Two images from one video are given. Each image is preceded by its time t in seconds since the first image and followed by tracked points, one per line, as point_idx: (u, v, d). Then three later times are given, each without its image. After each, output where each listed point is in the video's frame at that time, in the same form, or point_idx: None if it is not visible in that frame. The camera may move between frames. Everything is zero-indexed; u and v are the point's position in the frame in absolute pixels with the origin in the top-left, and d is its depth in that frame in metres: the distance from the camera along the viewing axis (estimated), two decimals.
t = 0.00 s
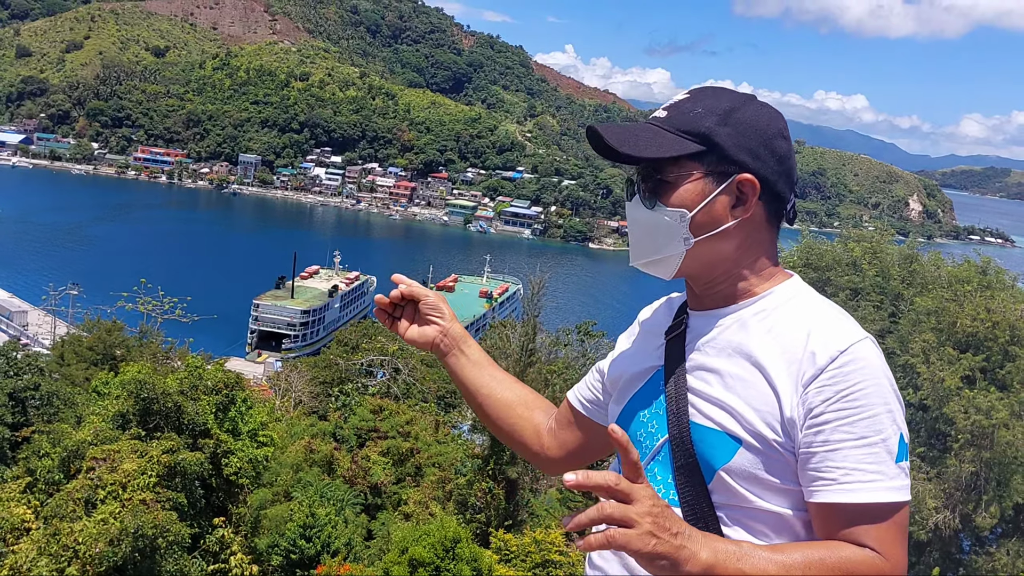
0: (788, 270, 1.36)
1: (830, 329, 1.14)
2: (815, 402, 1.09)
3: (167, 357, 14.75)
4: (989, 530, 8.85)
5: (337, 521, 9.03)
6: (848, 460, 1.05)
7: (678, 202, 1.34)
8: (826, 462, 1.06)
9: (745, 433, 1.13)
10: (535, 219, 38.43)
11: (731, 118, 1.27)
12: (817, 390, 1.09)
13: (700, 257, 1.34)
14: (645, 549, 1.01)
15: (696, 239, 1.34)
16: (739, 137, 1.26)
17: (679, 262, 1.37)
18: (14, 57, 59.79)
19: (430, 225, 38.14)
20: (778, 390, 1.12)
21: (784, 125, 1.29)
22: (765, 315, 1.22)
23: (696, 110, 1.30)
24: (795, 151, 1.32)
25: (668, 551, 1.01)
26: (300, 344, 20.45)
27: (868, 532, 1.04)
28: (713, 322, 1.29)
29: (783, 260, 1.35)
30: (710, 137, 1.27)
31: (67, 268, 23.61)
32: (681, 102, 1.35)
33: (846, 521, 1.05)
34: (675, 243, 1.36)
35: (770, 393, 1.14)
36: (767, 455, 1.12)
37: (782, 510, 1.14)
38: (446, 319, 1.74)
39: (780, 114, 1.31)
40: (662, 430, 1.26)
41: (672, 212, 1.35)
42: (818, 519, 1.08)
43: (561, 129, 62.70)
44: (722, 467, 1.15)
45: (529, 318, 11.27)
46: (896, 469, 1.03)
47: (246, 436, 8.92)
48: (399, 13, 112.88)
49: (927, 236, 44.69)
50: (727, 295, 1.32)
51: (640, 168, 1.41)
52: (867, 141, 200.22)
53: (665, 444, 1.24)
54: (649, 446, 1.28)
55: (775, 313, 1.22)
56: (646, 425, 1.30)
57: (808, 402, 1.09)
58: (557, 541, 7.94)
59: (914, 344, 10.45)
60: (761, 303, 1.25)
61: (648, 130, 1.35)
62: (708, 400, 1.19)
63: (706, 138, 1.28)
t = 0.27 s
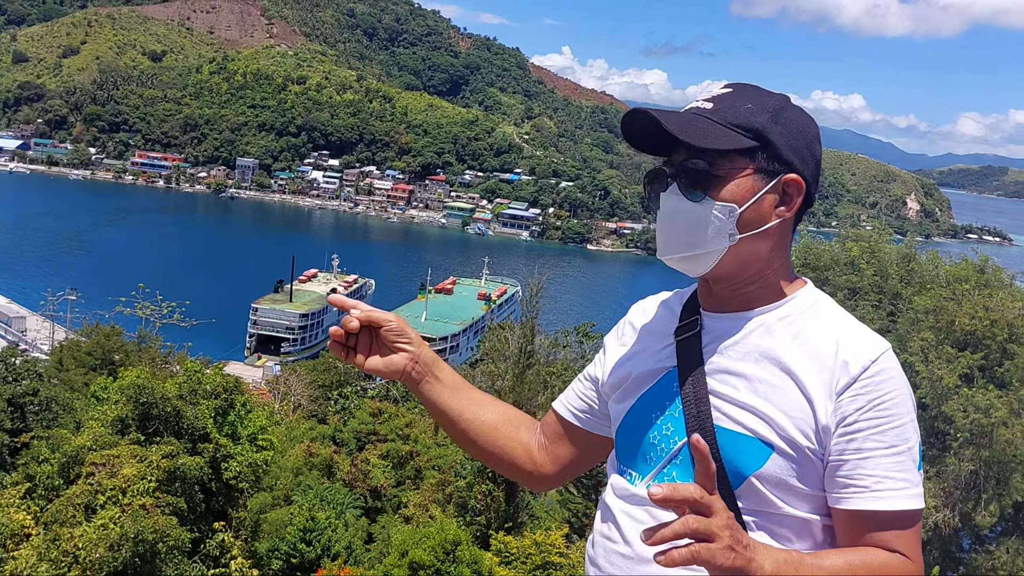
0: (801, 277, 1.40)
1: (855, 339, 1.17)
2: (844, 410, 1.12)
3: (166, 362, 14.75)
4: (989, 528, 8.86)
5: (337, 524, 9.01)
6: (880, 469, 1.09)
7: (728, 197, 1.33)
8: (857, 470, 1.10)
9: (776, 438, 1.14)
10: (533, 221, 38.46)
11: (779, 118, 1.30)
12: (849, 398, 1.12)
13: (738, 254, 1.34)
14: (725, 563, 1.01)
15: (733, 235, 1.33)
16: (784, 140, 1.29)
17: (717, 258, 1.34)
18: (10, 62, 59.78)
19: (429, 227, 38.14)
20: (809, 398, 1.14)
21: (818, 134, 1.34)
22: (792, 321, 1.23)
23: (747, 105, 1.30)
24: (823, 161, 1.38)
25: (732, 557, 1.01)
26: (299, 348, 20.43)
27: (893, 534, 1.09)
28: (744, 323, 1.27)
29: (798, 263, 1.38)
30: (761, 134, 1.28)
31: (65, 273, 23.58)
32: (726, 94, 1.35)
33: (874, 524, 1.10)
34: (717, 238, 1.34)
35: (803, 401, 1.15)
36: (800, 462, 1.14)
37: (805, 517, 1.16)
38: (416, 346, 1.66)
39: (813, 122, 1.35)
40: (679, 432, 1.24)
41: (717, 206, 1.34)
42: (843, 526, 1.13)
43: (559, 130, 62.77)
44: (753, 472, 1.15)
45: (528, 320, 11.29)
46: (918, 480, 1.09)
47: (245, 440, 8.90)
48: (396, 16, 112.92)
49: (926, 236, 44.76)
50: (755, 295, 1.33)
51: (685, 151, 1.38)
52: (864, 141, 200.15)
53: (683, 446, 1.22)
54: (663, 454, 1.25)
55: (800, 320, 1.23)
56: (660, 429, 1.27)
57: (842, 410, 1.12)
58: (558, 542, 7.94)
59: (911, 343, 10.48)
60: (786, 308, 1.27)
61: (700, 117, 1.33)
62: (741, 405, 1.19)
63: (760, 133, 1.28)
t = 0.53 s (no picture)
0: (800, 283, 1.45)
1: (858, 347, 1.20)
2: (847, 416, 1.15)
3: (161, 364, 14.70)
4: (984, 529, 8.89)
5: (332, 527, 8.97)
6: (880, 474, 1.12)
7: (797, 203, 1.37)
8: (859, 475, 1.12)
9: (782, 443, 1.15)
10: (528, 223, 38.47)
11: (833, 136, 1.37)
12: (853, 404, 1.15)
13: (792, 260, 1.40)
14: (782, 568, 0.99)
15: (793, 244, 1.39)
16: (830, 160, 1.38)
17: (774, 264, 1.38)
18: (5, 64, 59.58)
19: (424, 229, 38.10)
20: (815, 404, 1.15)
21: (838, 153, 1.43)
22: (803, 328, 1.25)
23: (815, 114, 1.34)
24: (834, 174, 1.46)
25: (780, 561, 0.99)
26: (295, 351, 20.39)
27: (888, 538, 1.12)
28: (752, 327, 1.28)
29: (799, 271, 1.42)
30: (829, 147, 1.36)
31: (59, 276, 23.50)
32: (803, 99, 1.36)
33: (873, 527, 1.12)
34: (780, 244, 1.38)
35: (809, 409, 1.16)
36: (805, 468, 1.15)
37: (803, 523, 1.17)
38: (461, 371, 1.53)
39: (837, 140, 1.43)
40: (678, 434, 1.24)
41: (799, 214, 1.38)
42: (837, 530, 1.15)
43: (554, 132, 62.80)
44: (755, 474, 1.15)
45: (523, 322, 11.28)
46: (915, 490, 1.13)
47: (239, 443, 8.87)
48: (392, 18, 112.86)
49: (920, 237, 44.91)
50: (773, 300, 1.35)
51: (753, 149, 1.38)
52: (860, 143, 200.47)
53: (683, 449, 1.22)
54: (659, 455, 1.25)
55: (807, 327, 1.25)
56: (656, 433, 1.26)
57: (847, 415, 1.15)
58: (553, 544, 7.94)
59: (906, 344, 10.52)
60: (799, 314, 1.28)
61: (781, 120, 1.33)
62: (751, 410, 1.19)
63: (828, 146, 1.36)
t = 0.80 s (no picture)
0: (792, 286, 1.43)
1: (846, 357, 1.20)
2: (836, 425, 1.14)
3: (155, 367, 14.64)
4: (978, 529, 8.95)
5: (327, 530, 8.94)
6: (867, 482, 1.12)
7: (749, 205, 1.37)
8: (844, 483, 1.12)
9: (772, 450, 1.15)
10: (523, 225, 38.47)
11: (804, 128, 1.32)
12: (840, 412, 1.14)
13: (758, 260, 1.38)
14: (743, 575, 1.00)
15: (751, 246, 1.38)
16: (797, 158, 1.33)
17: (735, 268, 1.37)
18: None
19: (418, 231, 38.06)
20: (802, 412, 1.15)
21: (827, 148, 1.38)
22: (791, 333, 1.24)
23: (771, 111, 1.32)
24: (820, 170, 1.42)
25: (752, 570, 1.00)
26: (288, 353, 20.32)
27: (878, 547, 1.11)
28: (738, 330, 1.28)
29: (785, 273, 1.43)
30: (788, 144, 1.32)
31: (52, 279, 23.36)
32: (752, 97, 1.35)
33: (862, 536, 1.11)
34: (739, 247, 1.37)
35: (796, 413, 1.16)
36: (788, 474, 1.14)
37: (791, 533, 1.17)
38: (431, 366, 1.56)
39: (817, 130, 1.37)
40: (668, 439, 1.25)
41: (749, 217, 1.37)
42: (825, 536, 1.15)
43: (548, 134, 62.85)
44: (741, 484, 1.15)
45: (518, 324, 11.28)
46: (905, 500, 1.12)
47: (234, 446, 8.84)
48: (385, 20, 112.76)
49: (913, 238, 45.18)
50: (745, 305, 1.36)
51: (703, 157, 1.39)
52: (853, 144, 200.95)
53: (675, 456, 1.23)
54: (648, 460, 1.26)
55: (797, 330, 1.24)
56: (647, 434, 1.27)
57: (836, 423, 1.14)
58: (549, 545, 7.95)
59: (900, 345, 10.59)
60: (786, 317, 1.27)
61: (727, 120, 1.32)
62: (735, 412, 1.19)
63: (786, 142, 1.32)
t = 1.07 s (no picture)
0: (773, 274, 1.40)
1: (818, 334, 1.16)
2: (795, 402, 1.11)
3: (153, 366, 14.63)
4: (975, 533, 8.96)
5: (324, 529, 8.93)
6: (830, 462, 1.06)
7: (675, 208, 1.34)
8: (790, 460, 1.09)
9: (732, 435, 1.15)
10: (521, 226, 38.47)
11: (721, 121, 1.27)
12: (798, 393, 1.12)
13: (696, 261, 1.34)
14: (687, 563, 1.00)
15: (684, 246, 1.35)
16: (717, 153, 1.27)
17: (675, 268, 1.36)
18: None
19: (417, 232, 38.05)
20: (763, 392, 1.14)
21: (766, 130, 1.30)
22: (759, 319, 1.22)
23: (684, 114, 1.29)
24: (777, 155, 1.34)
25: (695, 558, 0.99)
26: (286, 353, 20.30)
27: (832, 520, 1.05)
28: (703, 322, 1.29)
29: (764, 265, 1.40)
30: (701, 142, 1.27)
31: (50, 277, 23.31)
32: (664, 107, 1.35)
33: (814, 511, 1.06)
34: (672, 247, 1.36)
35: (757, 397, 1.15)
36: (745, 459, 1.14)
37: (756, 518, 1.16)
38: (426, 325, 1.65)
39: (745, 116, 1.30)
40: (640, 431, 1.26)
41: (669, 220, 1.35)
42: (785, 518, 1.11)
43: (548, 135, 62.85)
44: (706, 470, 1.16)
45: (516, 325, 11.27)
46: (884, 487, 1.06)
47: (231, 445, 8.83)
48: (384, 20, 112.69)
49: (911, 241, 45.25)
50: (710, 298, 1.37)
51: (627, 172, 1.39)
52: (852, 147, 201.06)
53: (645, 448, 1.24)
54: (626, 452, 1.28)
55: (766, 317, 1.22)
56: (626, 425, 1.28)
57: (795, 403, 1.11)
58: (546, 546, 7.96)
59: (898, 348, 10.60)
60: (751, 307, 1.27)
61: (637, 133, 1.33)
62: (693, 401, 1.20)
63: (698, 143, 1.27)
